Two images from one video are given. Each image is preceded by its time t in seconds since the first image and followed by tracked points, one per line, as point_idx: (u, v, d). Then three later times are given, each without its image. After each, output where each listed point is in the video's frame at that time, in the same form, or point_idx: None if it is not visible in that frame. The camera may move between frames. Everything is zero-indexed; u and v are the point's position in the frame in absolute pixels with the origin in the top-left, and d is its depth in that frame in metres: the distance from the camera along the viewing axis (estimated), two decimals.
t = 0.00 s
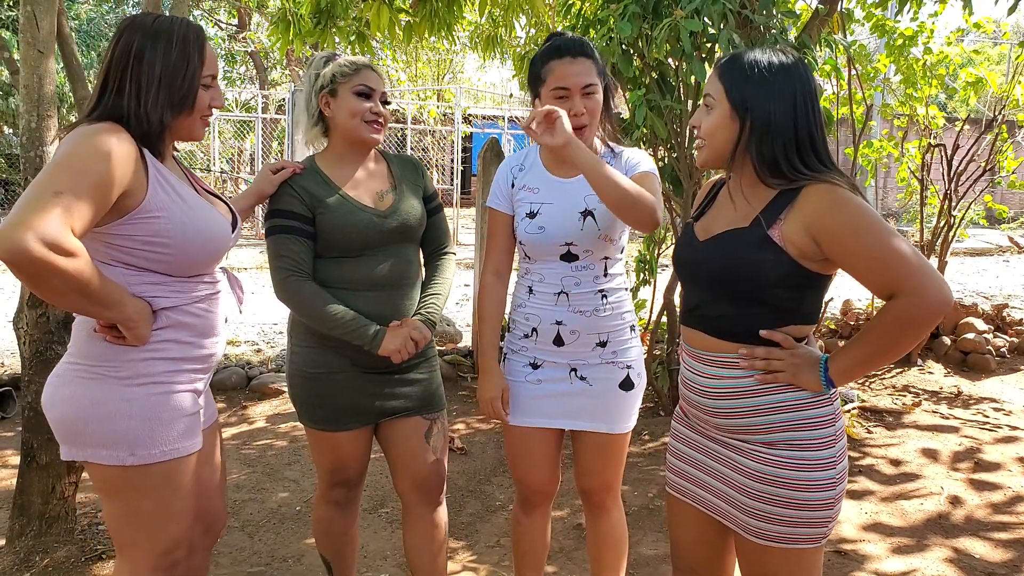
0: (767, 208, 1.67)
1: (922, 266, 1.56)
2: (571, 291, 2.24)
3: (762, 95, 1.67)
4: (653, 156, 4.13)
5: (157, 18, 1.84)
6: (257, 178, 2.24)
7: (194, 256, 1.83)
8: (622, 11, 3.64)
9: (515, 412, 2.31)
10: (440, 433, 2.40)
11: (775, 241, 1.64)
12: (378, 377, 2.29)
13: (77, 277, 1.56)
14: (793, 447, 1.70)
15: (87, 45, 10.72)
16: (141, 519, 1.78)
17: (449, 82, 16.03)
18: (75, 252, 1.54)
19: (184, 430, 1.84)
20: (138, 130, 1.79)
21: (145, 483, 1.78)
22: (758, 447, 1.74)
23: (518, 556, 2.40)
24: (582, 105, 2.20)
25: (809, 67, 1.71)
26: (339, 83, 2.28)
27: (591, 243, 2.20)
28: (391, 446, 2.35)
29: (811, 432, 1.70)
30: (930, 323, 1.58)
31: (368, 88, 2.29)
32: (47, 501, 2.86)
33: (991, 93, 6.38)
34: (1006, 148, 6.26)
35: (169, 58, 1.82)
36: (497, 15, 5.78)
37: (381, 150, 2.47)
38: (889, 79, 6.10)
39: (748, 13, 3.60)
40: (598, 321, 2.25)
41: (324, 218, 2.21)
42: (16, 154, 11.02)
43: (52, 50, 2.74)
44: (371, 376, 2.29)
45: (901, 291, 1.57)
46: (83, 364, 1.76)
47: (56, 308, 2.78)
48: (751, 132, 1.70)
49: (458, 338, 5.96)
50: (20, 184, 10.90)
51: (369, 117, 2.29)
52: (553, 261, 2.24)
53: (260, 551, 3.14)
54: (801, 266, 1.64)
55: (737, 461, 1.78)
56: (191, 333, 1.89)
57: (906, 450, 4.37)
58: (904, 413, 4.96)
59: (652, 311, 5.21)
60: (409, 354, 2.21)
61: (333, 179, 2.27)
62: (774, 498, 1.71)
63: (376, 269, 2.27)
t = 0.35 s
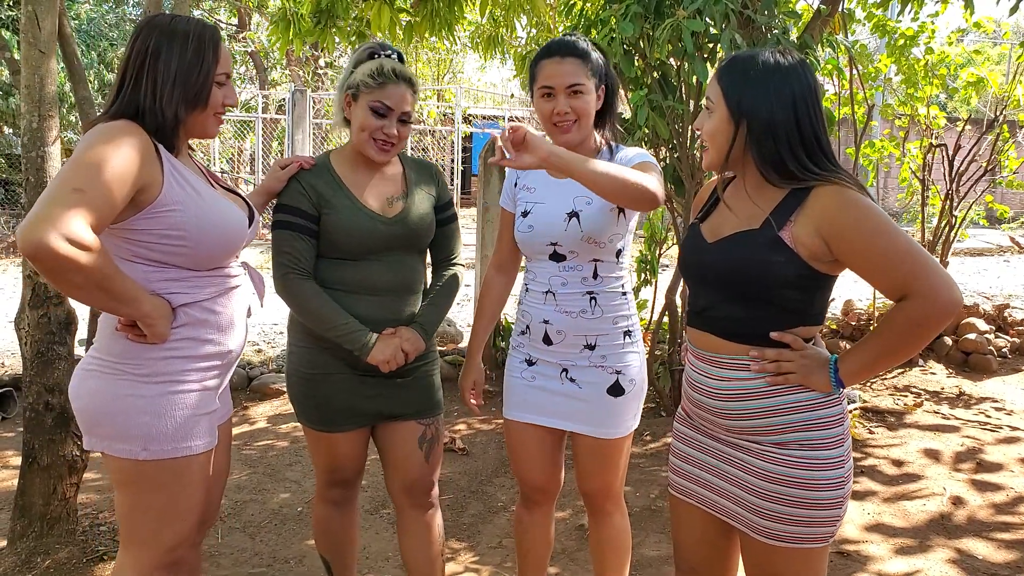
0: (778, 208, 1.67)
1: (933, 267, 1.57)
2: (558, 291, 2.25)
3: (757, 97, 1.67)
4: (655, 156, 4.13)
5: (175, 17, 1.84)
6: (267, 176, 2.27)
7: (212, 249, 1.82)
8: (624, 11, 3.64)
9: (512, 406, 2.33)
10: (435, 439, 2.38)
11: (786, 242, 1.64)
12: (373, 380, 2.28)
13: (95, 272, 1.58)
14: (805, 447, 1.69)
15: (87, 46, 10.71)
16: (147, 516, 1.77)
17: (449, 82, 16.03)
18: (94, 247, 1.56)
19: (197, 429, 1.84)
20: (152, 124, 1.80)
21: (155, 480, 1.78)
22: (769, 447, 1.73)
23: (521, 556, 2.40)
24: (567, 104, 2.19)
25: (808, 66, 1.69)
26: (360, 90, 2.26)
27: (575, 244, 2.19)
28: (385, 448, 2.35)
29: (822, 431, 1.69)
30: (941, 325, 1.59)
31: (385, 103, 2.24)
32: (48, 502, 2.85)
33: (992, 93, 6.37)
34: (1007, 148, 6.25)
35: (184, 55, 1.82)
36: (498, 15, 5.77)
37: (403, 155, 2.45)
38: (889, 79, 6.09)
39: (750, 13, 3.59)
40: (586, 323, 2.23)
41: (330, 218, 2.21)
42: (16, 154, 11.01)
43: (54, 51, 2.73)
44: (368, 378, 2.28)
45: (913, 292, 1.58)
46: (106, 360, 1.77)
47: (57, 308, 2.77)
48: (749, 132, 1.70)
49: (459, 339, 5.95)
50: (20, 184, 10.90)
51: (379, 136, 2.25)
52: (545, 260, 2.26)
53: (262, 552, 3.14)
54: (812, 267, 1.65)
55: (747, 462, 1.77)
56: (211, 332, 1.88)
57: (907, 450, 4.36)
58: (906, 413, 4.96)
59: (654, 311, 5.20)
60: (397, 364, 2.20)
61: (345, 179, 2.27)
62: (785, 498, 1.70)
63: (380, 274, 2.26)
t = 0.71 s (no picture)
0: (783, 207, 1.67)
1: (937, 266, 1.57)
2: (551, 287, 2.25)
3: (769, 90, 1.68)
4: (655, 155, 4.12)
5: (179, 18, 1.84)
6: (275, 173, 2.29)
7: (213, 246, 1.82)
8: (624, 10, 3.63)
9: (512, 404, 2.33)
10: (426, 441, 2.36)
11: (791, 243, 1.64)
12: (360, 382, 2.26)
13: (89, 266, 1.58)
14: (808, 447, 1.69)
15: (86, 46, 10.70)
16: (145, 514, 1.77)
17: (449, 82, 16.02)
18: (86, 242, 1.56)
19: (197, 427, 1.82)
20: (154, 123, 1.79)
21: (153, 479, 1.77)
22: (773, 447, 1.72)
23: (520, 553, 2.40)
24: (541, 93, 2.20)
25: (814, 59, 1.71)
26: (365, 98, 2.24)
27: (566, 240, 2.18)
28: (376, 448, 2.33)
29: (825, 431, 1.69)
30: (946, 325, 1.58)
31: (388, 113, 2.22)
32: (47, 502, 2.85)
33: (992, 92, 6.37)
34: (1007, 148, 6.25)
35: (187, 55, 1.81)
36: (498, 14, 5.76)
37: (415, 160, 2.41)
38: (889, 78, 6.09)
39: (749, 12, 3.59)
40: (577, 322, 2.22)
41: (332, 221, 2.20)
42: (15, 154, 11.00)
43: (53, 50, 2.73)
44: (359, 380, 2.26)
45: (917, 291, 1.57)
46: (108, 356, 1.78)
47: (56, 308, 2.77)
48: (763, 128, 1.70)
49: (459, 339, 5.95)
50: (19, 184, 10.89)
51: (380, 146, 2.23)
52: (540, 256, 2.27)
53: (261, 552, 3.13)
54: (816, 268, 1.65)
55: (750, 461, 1.77)
56: (212, 329, 1.87)
57: (907, 449, 4.36)
58: (906, 413, 4.95)
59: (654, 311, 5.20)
60: (385, 383, 2.22)
61: (349, 182, 2.26)
62: (788, 497, 1.70)
63: (380, 279, 2.26)
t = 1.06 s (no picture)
0: (784, 208, 1.67)
1: (941, 266, 1.57)
2: (545, 285, 2.26)
3: (769, 89, 1.67)
4: (654, 156, 4.12)
5: (165, 16, 1.84)
6: (264, 175, 2.29)
7: (207, 244, 1.81)
8: (623, 10, 3.63)
9: (512, 401, 2.33)
10: (428, 439, 2.35)
11: (792, 244, 1.64)
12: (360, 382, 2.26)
13: (81, 266, 1.58)
14: (812, 447, 1.68)
15: (85, 46, 10.70)
16: (133, 517, 1.76)
17: (448, 82, 16.01)
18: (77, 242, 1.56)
19: (188, 430, 1.82)
20: (146, 123, 1.78)
21: (143, 481, 1.77)
22: (778, 448, 1.72)
23: (520, 551, 2.39)
24: (541, 94, 2.22)
25: (813, 57, 1.71)
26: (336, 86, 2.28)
27: (559, 242, 2.19)
28: (378, 448, 2.33)
29: (829, 432, 1.69)
30: (949, 325, 1.58)
31: (360, 88, 2.25)
32: (45, 503, 2.84)
33: (992, 92, 6.37)
34: (1007, 148, 6.24)
35: (175, 53, 1.81)
36: (498, 14, 5.76)
37: (396, 154, 2.44)
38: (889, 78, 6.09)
39: (749, 12, 3.59)
40: (568, 322, 2.21)
41: (323, 218, 2.20)
42: (15, 154, 10.99)
43: (52, 50, 2.73)
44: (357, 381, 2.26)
45: (920, 292, 1.57)
46: (98, 358, 1.77)
47: (55, 308, 2.77)
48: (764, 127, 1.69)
49: (458, 339, 5.94)
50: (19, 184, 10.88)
51: (363, 118, 2.24)
52: (538, 253, 2.29)
53: (260, 552, 3.13)
54: (817, 269, 1.64)
55: (754, 462, 1.76)
56: (206, 330, 1.87)
57: (907, 449, 4.36)
58: (906, 413, 4.95)
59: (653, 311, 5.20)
60: (383, 380, 2.20)
61: (338, 177, 2.26)
62: (792, 499, 1.69)
63: (372, 275, 2.25)
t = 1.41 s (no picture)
0: (793, 200, 1.66)
1: (949, 260, 1.57)
2: (563, 283, 2.24)
3: (791, 79, 1.66)
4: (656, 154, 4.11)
5: (156, 7, 1.81)
6: (262, 173, 2.24)
7: (207, 242, 1.81)
8: (625, 7, 3.61)
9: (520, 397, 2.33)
10: (432, 434, 2.35)
11: (800, 238, 1.63)
12: (371, 376, 2.26)
13: (94, 268, 1.56)
14: (819, 443, 1.68)
15: (85, 45, 10.68)
16: (136, 517, 1.75)
17: (448, 81, 15.99)
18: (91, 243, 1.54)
19: (191, 428, 1.82)
20: (144, 119, 1.77)
21: (145, 481, 1.76)
22: (785, 445, 1.71)
23: (525, 546, 2.39)
24: (580, 95, 2.17)
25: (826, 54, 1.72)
26: (333, 79, 2.26)
27: (583, 237, 2.17)
28: (382, 445, 2.31)
29: (836, 427, 1.68)
30: (957, 319, 1.58)
31: (363, 82, 2.27)
32: (47, 501, 2.83)
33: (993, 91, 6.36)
34: (1008, 146, 6.23)
35: (170, 45, 1.80)
36: (498, 12, 5.74)
37: (386, 149, 2.43)
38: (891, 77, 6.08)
39: (752, 9, 3.58)
40: (589, 317, 2.21)
41: (325, 212, 2.19)
42: (15, 154, 10.98)
43: (53, 46, 2.72)
44: (363, 376, 2.26)
45: (929, 286, 1.57)
46: (95, 357, 1.75)
47: (56, 306, 2.76)
48: (784, 117, 1.67)
49: (460, 338, 5.93)
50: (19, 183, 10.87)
51: (367, 110, 2.25)
52: (554, 250, 2.24)
53: (263, 551, 3.12)
54: (825, 263, 1.64)
55: (761, 459, 1.75)
56: (204, 327, 1.87)
57: (910, 448, 4.35)
58: (908, 412, 4.94)
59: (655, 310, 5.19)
60: (398, 371, 2.22)
61: (335, 173, 2.26)
62: (800, 495, 1.69)
63: (372, 267, 2.24)
